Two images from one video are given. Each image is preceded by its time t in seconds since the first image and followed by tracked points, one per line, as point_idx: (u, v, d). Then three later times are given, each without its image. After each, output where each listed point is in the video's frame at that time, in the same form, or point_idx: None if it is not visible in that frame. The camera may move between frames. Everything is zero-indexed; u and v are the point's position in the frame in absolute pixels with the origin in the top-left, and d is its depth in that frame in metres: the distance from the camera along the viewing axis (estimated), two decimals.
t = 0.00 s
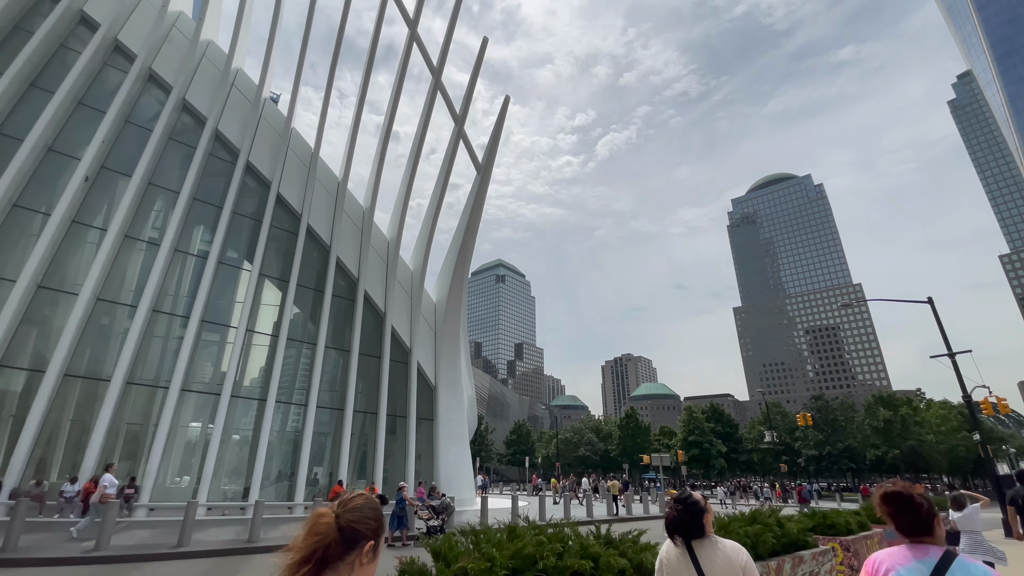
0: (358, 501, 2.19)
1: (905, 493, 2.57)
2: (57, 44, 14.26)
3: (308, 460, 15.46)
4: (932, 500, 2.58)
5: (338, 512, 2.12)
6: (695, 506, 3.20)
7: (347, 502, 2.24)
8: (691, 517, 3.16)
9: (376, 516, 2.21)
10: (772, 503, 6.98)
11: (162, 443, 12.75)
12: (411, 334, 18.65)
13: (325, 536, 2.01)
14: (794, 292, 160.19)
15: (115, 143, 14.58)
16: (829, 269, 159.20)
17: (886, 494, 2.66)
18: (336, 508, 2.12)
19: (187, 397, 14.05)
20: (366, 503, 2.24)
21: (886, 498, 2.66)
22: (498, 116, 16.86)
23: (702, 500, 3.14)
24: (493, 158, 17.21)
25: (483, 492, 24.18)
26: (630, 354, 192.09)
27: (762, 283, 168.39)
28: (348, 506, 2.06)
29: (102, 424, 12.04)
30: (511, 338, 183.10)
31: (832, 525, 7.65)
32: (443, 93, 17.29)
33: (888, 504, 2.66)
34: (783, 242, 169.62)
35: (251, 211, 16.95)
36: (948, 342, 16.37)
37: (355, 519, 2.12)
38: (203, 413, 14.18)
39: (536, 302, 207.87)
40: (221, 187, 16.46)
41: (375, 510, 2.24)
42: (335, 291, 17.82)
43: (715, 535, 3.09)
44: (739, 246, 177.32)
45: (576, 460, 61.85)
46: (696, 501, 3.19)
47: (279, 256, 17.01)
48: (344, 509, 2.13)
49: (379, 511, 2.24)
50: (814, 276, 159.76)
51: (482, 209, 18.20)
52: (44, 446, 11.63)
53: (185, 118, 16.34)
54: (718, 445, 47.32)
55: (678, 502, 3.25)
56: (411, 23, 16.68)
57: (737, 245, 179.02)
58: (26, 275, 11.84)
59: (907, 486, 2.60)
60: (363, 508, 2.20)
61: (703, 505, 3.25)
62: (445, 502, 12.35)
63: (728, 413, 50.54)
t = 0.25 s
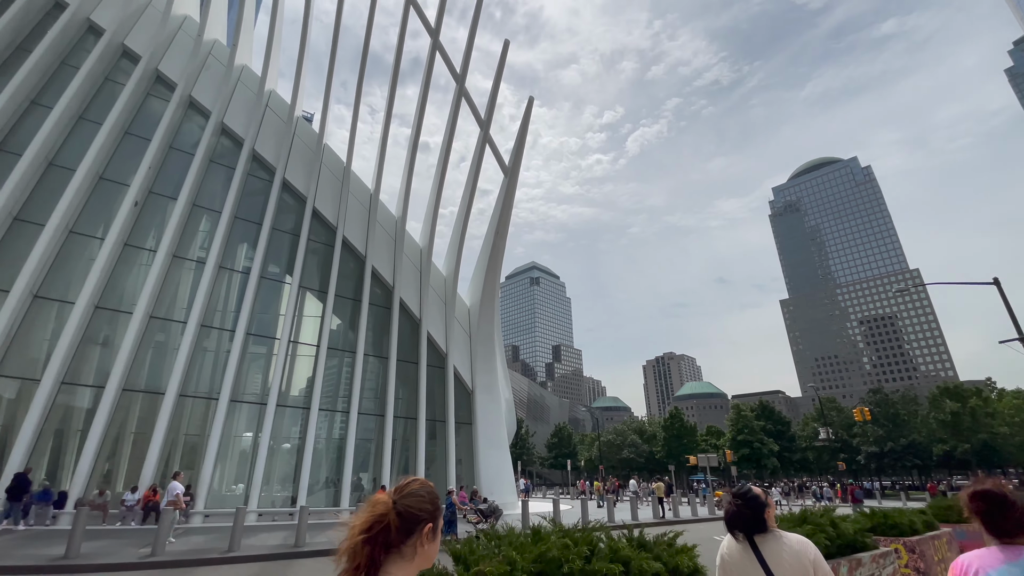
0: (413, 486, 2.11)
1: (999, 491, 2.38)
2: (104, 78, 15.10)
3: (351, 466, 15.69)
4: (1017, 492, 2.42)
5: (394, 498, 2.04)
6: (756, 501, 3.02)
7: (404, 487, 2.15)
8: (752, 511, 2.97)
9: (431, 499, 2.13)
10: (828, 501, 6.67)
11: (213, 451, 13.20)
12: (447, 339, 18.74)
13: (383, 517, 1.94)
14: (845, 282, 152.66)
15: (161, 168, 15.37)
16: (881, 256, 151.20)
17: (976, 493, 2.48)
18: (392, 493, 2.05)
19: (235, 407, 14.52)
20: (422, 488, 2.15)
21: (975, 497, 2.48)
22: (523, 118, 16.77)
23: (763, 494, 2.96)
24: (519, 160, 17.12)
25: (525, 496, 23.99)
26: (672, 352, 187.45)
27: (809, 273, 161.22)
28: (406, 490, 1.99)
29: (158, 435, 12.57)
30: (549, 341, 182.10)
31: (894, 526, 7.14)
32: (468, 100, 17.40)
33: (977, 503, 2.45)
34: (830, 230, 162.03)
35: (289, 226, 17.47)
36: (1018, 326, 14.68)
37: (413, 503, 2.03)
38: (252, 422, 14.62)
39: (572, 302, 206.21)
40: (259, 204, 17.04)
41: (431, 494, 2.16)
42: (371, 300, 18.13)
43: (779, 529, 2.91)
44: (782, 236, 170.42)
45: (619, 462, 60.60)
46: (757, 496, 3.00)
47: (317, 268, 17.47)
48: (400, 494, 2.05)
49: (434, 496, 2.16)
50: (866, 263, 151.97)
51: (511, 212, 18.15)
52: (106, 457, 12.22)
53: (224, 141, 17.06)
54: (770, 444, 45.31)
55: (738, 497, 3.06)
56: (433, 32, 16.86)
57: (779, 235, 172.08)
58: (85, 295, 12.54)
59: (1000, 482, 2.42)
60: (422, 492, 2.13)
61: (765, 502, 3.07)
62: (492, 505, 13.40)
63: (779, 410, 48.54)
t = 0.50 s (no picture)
0: (465, 514, 2.06)
1: None
2: (153, 110, 16.00)
3: (399, 473, 15.84)
4: None
5: (446, 529, 1.99)
6: (826, 511, 2.84)
7: (455, 515, 2.09)
8: (824, 524, 2.79)
9: (486, 527, 2.09)
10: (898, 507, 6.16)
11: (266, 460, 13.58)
12: (485, 344, 18.74)
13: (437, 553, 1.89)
14: (904, 267, 143.88)
15: (208, 192, 16.13)
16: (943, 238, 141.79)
17: None
18: (444, 526, 2.00)
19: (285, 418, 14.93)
20: (473, 514, 2.10)
21: None
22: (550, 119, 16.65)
23: (834, 505, 2.77)
24: (548, 162, 17.02)
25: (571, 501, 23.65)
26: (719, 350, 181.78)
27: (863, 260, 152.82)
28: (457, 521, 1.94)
29: (213, 446, 13.07)
30: (590, 342, 180.31)
31: (968, 529, 6.56)
32: (495, 105, 17.40)
33: None
34: (884, 212, 153.13)
35: (329, 240, 17.94)
36: None
37: (464, 532, 1.98)
38: (302, 431, 14.92)
39: (612, 302, 203.29)
40: (299, 220, 17.59)
41: (485, 521, 2.11)
42: (409, 308, 18.39)
43: (853, 543, 2.73)
44: (831, 222, 162.21)
45: (669, 464, 59.00)
46: (828, 507, 2.81)
47: (358, 280, 17.88)
48: (452, 525, 2.00)
49: (486, 521, 2.10)
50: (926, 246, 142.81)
51: (543, 215, 18.04)
52: (167, 468, 12.80)
53: (265, 162, 17.75)
54: (829, 442, 43.15)
55: (808, 508, 2.88)
56: (458, 41, 16.96)
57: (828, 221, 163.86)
58: (142, 316, 13.26)
59: None
60: (473, 521, 2.07)
61: (838, 514, 2.87)
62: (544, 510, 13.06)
63: (837, 406, 46.29)
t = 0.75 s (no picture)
0: (518, 517, 2.16)
1: None
2: (200, 138, 16.92)
3: (444, 478, 15.87)
4: None
5: (499, 535, 2.08)
6: (902, 511, 2.74)
7: (508, 519, 2.19)
8: (901, 527, 2.69)
9: (541, 529, 2.18)
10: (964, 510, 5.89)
11: (315, 467, 13.90)
12: (523, 347, 18.69)
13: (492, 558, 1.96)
14: (972, 250, 133.60)
15: (253, 212, 16.91)
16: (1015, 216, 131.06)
17: None
18: (499, 530, 2.10)
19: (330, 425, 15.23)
20: (528, 519, 2.19)
21: None
22: (579, 117, 16.49)
23: (911, 505, 2.69)
24: (578, 161, 16.83)
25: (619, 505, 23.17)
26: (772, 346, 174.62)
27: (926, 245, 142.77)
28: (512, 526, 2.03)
29: (265, 454, 13.51)
30: (633, 342, 177.42)
31: None
32: (523, 108, 17.39)
33: None
34: (946, 192, 142.79)
35: (368, 252, 18.37)
36: None
37: (517, 536, 2.07)
38: (350, 438, 15.20)
39: (654, 301, 198.99)
40: (338, 234, 18.09)
41: (540, 521, 2.22)
42: (447, 315, 18.55)
43: (935, 546, 2.61)
44: (887, 206, 152.67)
45: (722, 466, 56.89)
46: (903, 508, 2.71)
47: (396, 289, 18.21)
48: (506, 529, 2.10)
49: (539, 525, 2.19)
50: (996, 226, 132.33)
51: (575, 215, 17.84)
52: (223, 477, 13.32)
53: (305, 180, 18.40)
54: (898, 439, 40.40)
55: (881, 509, 2.81)
56: (483, 47, 17.11)
57: (884, 205, 154.26)
58: (196, 332, 13.95)
59: None
60: (525, 524, 2.15)
61: (916, 513, 2.78)
62: (595, 515, 12.79)
63: (904, 401, 43.26)
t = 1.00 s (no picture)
0: (568, 521, 2.15)
1: None
2: (244, 160, 17.77)
3: (486, 484, 15.79)
4: None
5: (548, 542, 2.08)
6: (980, 514, 2.71)
7: (558, 525, 2.17)
8: (978, 528, 2.66)
9: (588, 534, 2.14)
10: None
11: (360, 473, 14.15)
12: (561, 351, 18.52)
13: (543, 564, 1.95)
14: None
15: (295, 228, 17.57)
16: None
17: None
18: (548, 537, 2.08)
19: (373, 433, 15.48)
20: (577, 524, 2.17)
21: None
22: (609, 115, 16.28)
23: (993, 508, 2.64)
24: (609, 161, 16.59)
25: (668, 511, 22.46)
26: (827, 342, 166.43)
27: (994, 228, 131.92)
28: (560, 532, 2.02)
29: (313, 461, 13.86)
30: (679, 343, 172.97)
31: None
32: (551, 111, 17.35)
33: None
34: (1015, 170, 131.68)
35: (405, 262, 18.74)
36: None
37: (568, 541, 2.05)
38: (394, 445, 15.44)
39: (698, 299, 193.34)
40: (375, 246, 18.50)
41: (588, 528, 2.18)
42: (483, 321, 18.62)
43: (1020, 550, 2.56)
44: (947, 188, 142.12)
45: (777, 470, 54.37)
46: (981, 510, 2.69)
47: (434, 298, 18.46)
48: (555, 535, 2.08)
49: (588, 531, 2.14)
50: None
51: (608, 215, 17.57)
52: (274, 483, 13.74)
53: (342, 196, 18.97)
54: (971, 438, 37.52)
55: (959, 513, 2.77)
56: (509, 53, 17.19)
57: (944, 187, 143.73)
58: (245, 345, 14.57)
59: None
60: (574, 530, 2.13)
61: (997, 518, 2.72)
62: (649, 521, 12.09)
63: (977, 396, 40.16)
